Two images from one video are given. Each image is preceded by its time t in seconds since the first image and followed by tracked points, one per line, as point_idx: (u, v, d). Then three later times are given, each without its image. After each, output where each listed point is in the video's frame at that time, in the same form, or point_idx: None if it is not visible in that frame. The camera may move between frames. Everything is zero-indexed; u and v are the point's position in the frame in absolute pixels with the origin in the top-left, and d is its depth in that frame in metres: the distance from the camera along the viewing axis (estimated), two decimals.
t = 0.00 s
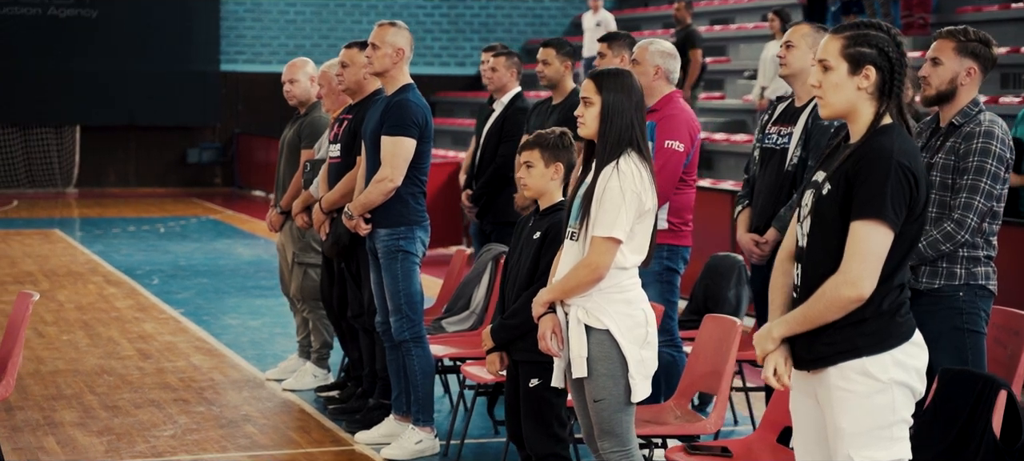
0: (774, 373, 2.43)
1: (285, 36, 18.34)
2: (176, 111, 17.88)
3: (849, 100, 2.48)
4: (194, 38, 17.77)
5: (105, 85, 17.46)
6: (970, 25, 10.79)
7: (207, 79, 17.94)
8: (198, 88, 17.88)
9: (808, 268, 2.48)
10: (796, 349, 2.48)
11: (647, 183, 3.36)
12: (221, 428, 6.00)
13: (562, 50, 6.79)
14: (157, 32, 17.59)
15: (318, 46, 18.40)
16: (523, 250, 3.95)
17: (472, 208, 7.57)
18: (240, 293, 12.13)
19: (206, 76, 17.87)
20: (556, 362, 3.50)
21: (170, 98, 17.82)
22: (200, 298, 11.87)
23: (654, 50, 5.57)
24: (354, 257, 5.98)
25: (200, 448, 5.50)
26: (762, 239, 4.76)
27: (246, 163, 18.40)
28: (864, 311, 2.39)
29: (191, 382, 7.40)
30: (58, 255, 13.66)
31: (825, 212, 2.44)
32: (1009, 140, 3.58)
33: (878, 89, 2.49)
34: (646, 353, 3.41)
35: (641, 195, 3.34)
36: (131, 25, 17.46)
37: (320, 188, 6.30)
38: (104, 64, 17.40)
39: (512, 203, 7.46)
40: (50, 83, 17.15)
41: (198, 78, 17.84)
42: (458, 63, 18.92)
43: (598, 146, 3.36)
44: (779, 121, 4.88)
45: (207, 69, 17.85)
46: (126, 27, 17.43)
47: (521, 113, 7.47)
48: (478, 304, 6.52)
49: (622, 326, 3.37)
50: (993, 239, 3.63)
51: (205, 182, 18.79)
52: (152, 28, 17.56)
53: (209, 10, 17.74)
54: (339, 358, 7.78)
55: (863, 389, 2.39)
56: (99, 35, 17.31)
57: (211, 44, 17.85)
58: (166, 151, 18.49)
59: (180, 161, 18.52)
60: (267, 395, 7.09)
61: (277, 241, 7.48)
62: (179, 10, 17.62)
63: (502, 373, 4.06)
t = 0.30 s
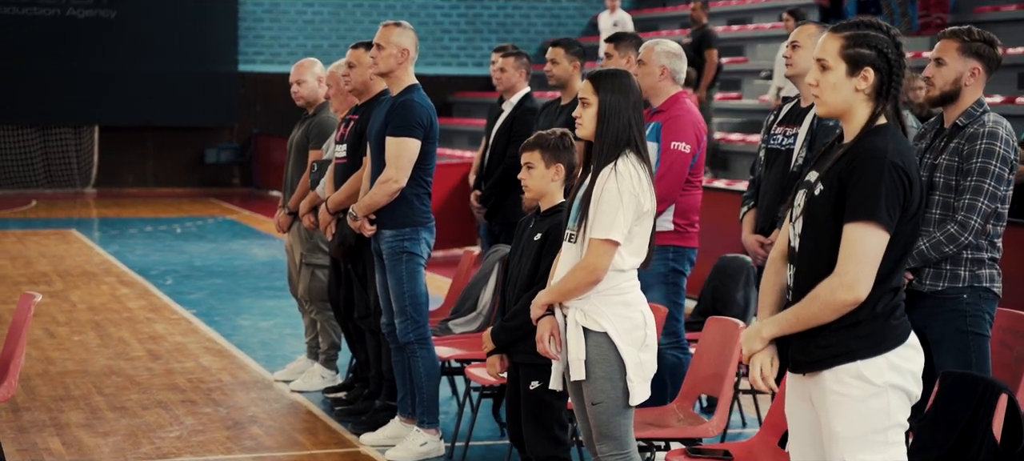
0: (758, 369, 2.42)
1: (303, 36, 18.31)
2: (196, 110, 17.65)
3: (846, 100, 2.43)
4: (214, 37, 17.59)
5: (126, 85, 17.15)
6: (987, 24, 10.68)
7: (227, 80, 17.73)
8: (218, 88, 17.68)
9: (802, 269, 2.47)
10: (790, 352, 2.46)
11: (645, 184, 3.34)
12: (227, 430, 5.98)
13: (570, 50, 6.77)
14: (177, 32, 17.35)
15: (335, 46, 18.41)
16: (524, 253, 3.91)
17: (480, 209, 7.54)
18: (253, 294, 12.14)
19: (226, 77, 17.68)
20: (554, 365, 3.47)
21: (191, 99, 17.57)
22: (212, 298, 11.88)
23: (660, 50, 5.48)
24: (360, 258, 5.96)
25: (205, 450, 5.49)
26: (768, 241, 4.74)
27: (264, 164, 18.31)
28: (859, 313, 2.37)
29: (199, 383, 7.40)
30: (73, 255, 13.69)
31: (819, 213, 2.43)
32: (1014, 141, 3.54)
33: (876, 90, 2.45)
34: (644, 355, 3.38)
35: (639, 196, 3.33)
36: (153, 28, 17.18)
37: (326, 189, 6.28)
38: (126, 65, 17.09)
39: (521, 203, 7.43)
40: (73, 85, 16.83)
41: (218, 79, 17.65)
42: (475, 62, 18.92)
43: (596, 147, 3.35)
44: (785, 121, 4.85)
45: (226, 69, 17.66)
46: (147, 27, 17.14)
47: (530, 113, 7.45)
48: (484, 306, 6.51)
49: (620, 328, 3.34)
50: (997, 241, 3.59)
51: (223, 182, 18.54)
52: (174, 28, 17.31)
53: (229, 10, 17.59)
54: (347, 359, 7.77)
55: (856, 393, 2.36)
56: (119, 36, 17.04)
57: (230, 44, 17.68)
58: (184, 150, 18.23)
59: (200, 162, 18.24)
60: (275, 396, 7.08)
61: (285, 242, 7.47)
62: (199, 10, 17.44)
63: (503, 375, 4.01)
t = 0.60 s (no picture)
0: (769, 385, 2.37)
1: (323, 37, 18.28)
2: (217, 110, 17.56)
3: (840, 102, 2.40)
4: (235, 37, 17.49)
5: (141, 84, 17.06)
6: (1006, 24, 10.56)
7: (249, 82, 17.62)
8: (238, 89, 17.59)
9: (796, 274, 2.45)
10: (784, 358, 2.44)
11: (642, 187, 3.33)
12: (234, 431, 5.95)
13: (580, 50, 6.74)
14: (199, 32, 17.27)
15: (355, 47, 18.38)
16: (524, 255, 3.87)
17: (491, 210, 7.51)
18: (267, 295, 12.16)
19: (247, 78, 17.59)
20: (552, 368, 3.45)
21: (212, 100, 17.50)
22: (227, 299, 11.91)
23: (667, 52, 5.46)
24: (367, 259, 5.94)
25: (210, 451, 5.48)
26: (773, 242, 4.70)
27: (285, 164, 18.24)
28: (851, 318, 2.35)
29: (208, 384, 7.39)
30: (91, 256, 13.74)
31: (812, 217, 2.40)
32: (1018, 142, 3.49)
33: (871, 92, 2.41)
34: (643, 358, 3.36)
35: (637, 198, 3.31)
36: (158, 27, 17.01)
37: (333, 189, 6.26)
38: (130, 65, 16.93)
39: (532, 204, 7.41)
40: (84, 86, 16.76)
41: (238, 79, 17.55)
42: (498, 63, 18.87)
43: (593, 149, 3.34)
44: (791, 122, 4.81)
45: (247, 70, 17.55)
46: (168, 28, 17.07)
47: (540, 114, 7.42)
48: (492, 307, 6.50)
49: (618, 331, 3.32)
50: (1001, 244, 3.54)
51: (245, 182, 18.65)
52: (195, 29, 17.23)
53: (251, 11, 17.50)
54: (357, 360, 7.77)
55: (848, 398, 2.35)
56: (140, 37, 16.98)
57: (252, 44, 17.56)
58: (207, 148, 18.30)
59: (220, 163, 18.34)
60: (284, 398, 7.06)
61: (295, 243, 7.46)
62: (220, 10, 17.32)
63: (504, 377, 3.98)
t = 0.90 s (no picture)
0: (737, 379, 2.43)
1: (342, 37, 18.26)
2: (229, 109, 17.56)
3: (829, 103, 2.40)
4: (253, 37, 17.51)
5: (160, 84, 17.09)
6: None
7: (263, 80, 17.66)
8: (257, 88, 17.63)
9: (786, 274, 2.45)
10: (772, 358, 2.47)
11: (639, 188, 3.32)
12: (239, 432, 5.93)
13: (588, 50, 6.72)
14: (216, 32, 17.30)
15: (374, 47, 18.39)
16: (524, 256, 3.84)
17: (500, 210, 7.50)
18: (280, 295, 12.18)
19: (267, 78, 17.63)
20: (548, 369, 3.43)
21: (225, 100, 17.51)
22: (240, 299, 11.93)
23: (672, 52, 5.42)
24: (372, 259, 5.93)
25: (214, 452, 5.47)
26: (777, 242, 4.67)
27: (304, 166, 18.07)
28: (839, 319, 2.36)
29: (217, 385, 7.38)
30: (106, 256, 13.79)
31: (801, 218, 2.41)
32: (1019, 144, 3.45)
33: (860, 92, 2.41)
34: (639, 360, 3.34)
35: (633, 199, 3.29)
36: (164, 27, 16.98)
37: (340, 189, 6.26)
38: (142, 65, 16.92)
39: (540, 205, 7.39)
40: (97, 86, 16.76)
41: (255, 79, 17.60)
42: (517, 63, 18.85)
43: (590, 148, 3.32)
44: (795, 123, 4.77)
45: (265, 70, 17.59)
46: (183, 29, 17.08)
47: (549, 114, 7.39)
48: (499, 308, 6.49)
49: (614, 333, 3.30)
50: (1003, 245, 3.49)
51: (263, 183, 18.52)
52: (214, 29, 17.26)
53: (269, 12, 17.52)
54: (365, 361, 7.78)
55: (836, 400, 2.37)
56: (164, 39, 17.01)
57: (270, 44, 17.60)
58: (226, 149, 18.20)
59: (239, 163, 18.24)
60: (291, 398, 7.05)
61: (304, 243, 7.47)
62: (238, 10, 17.39)
63: (503, 378, 3.95)
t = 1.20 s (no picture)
0: (739, 392, 2.39)
1: (363, 37, 18.26)
2: (230, 109, 17.35)
3: (816, 104, 2.41)
4: (273, 38, 17.41)
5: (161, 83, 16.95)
6: None
7: (263, 81, 17.44)
8: (275, 89, 17.48)
9: (773, 277, 2.46)
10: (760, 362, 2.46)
11: (634, 189, 3.30)
12: (246, 433, 5.93)
13: (597, 50, 6.68)
14: (231, 33, 17.22)
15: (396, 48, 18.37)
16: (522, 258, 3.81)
17: (510, 211, 7.49)
18: (295, 296, 12.21)
19: (279, 79, 17.46)
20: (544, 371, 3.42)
21: (242, 100, 17.37)
22: (255, 300, 11.97)
23: (678, 52, 5.39)
24: (379, 260, 5.93)
25: (220, 453, 5.48)
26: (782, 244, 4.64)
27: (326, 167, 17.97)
28: (825, 322, 2.37)
29: (227, 385, 7.39)
30: (125, 256, 13.85)
31: (787, 219, 2.41)
32: (1019, 145, 3.43)
33: (847, 93, 2.42)
34: (635, 362, 3.33)
35: (628, 200, 3.27)
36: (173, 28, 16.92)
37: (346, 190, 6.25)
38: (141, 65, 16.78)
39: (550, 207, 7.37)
40: (97, 85, 16.62)
41: (275, 80, 17.46)
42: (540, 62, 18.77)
43: (586, 149, 3.31)
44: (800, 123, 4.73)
45: (286, 71, 17.46)
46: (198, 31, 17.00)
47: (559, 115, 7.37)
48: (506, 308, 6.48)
49: (610, 335, 3.29)
50: (1002, 246, 3.49)
51: (286, 183, 18.47)
52: (215, 29, 17.11)
53: (290, 13, 17.45)
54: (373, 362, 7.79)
55: (822, 404, 2.37)
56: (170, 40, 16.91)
57: (293, 45, 17.49)
58: (247, 151, 18.19)
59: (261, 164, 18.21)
60: (300, 400, 7.06)
61: (314, 244, 7.47)
62: (255, 11, 17.31)
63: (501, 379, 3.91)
